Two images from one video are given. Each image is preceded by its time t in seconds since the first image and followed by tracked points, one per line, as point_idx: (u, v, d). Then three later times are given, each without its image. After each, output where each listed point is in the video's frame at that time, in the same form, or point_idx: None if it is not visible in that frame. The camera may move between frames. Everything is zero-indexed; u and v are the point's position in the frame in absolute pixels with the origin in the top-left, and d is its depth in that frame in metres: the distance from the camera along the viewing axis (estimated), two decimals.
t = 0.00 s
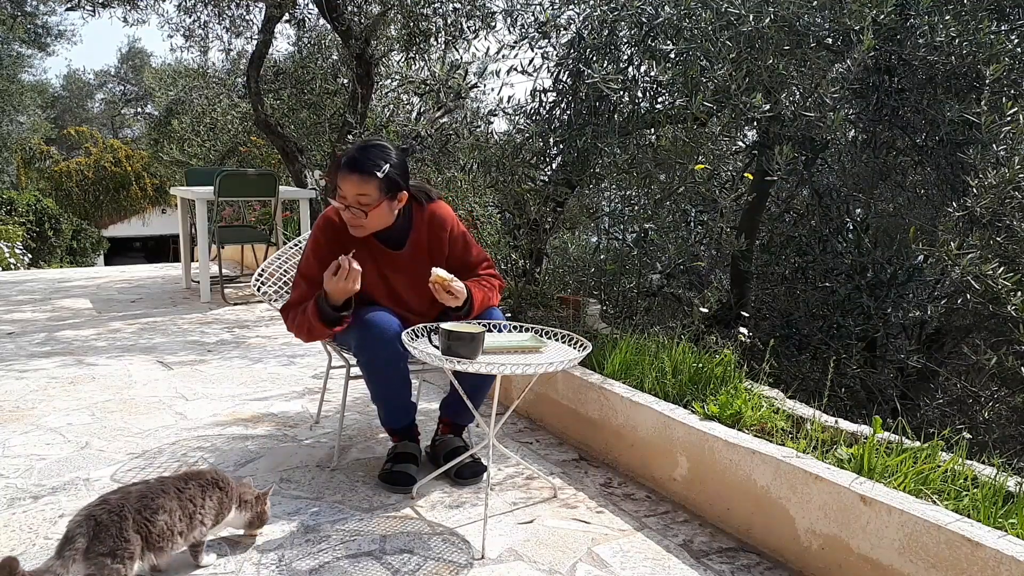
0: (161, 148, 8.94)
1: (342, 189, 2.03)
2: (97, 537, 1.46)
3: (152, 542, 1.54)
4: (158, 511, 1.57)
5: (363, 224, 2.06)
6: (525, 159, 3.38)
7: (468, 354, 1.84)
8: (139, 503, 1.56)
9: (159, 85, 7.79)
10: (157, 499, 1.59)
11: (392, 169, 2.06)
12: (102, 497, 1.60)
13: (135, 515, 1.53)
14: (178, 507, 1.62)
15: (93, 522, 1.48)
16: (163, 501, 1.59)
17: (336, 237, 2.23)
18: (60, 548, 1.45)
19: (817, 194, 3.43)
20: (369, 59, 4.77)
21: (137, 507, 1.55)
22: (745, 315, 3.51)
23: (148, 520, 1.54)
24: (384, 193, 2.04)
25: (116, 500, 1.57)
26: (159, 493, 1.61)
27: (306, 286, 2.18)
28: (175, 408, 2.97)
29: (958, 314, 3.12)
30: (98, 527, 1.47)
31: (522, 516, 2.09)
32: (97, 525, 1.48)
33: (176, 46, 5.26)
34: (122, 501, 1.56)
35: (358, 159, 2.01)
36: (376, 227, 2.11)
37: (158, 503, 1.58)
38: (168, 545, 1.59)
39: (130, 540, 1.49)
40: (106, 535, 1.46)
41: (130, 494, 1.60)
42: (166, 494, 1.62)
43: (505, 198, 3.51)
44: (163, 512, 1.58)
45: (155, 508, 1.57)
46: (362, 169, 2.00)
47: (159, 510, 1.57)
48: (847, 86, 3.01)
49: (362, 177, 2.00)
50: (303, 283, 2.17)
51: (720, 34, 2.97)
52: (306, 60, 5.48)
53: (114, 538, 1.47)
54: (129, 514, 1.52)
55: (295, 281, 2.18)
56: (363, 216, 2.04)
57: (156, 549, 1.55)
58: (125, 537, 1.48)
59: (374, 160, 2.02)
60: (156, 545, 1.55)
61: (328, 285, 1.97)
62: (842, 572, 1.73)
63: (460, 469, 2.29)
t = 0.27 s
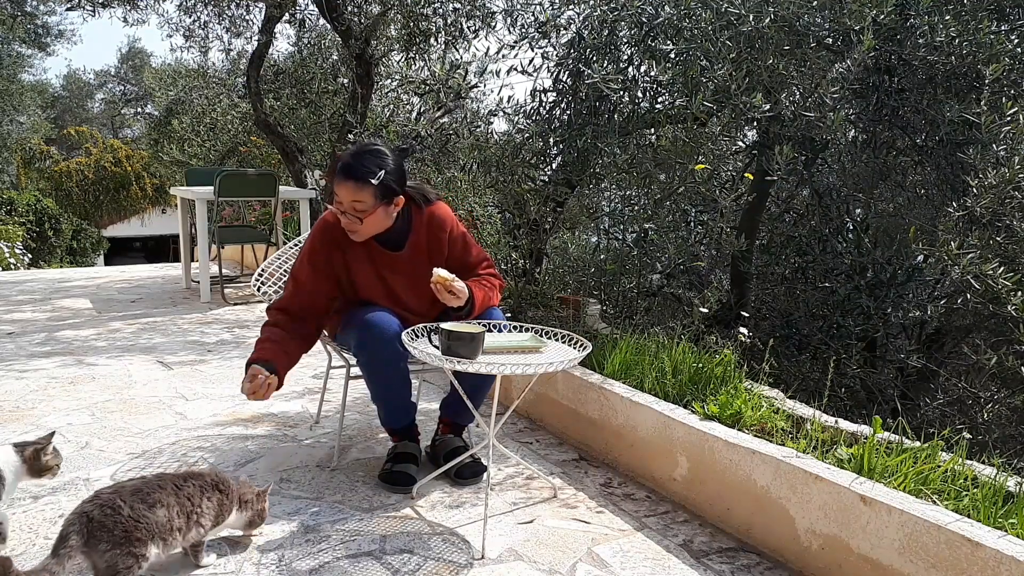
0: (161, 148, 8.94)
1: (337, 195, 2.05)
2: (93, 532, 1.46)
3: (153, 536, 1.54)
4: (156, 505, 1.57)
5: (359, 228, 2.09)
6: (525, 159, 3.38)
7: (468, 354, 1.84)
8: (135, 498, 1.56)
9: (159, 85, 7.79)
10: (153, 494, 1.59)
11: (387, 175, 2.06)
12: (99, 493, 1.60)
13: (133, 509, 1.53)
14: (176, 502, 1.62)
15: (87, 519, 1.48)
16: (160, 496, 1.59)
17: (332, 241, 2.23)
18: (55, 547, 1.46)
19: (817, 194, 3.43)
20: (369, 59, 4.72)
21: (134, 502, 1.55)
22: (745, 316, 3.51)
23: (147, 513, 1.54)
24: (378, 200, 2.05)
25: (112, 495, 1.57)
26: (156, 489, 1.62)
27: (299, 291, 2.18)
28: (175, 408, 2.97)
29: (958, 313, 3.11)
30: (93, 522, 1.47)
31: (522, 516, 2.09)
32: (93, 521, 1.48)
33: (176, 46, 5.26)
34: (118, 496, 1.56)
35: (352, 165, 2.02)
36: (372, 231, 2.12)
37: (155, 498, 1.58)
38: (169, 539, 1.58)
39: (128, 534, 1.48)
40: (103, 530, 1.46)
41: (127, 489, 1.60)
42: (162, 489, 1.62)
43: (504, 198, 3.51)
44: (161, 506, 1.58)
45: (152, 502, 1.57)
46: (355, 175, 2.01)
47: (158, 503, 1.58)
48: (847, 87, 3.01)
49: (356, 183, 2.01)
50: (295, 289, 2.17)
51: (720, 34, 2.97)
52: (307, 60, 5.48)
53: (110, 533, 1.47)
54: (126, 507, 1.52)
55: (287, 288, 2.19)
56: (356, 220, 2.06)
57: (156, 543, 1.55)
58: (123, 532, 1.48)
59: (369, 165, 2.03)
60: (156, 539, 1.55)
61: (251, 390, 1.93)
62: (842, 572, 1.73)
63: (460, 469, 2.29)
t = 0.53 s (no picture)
0: (161, 148, 8.94)
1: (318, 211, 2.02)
2: (103, 536, 1.45)
3: (160, 539, 1.54)
4: (163, 507, 1.57)
5: (341, 240, 2.06)
6: (525, 159, 3.38)
7: (468, 354, 1.84)
8: (142, 500, 1.55)
9: (159, 85, 7.79)
10: (159, 496, 1.59)
11: (366, 186, 2.03)
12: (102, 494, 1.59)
13: (141, 512, 1.52)
14: (181, 505, 1.62)
15: (96, 522, 1.47)
16: (166, 498, 1.59)
17: (321, 250, 2.22)
18: (61, 551, 1.44)
19: (817, 194, 3.43)
20: (368, 59, 4.76)
21: (141, 504, 1.54)
22: (745, 316, 3.51)
23: (155, 516, 1.53)
24: (359, 212, 2.03)
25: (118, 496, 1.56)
26: (161, 490, 1.61)
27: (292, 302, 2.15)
28: (174, 409, 2.97)
29: (958, 313, 3.11)
30: (103, 525, 1.46)
31: (522, 516, 2.09)
32: (102, 524, 1.47)
33: (176, 46, 5.26)
34: (124, 498, 1.55)
35: (329, 180, 1.99)
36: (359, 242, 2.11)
37: (161, 500, 1.58)
38: (173, 542, 1.59)
39: (138, 538, 1.48)
40: (113, 534, 1.46)
41: (131, 490, 1.59)
42: (167, 491, 1.62)
43: (504, 198, 3.51)
44: (167, 509, 1.58)
45: (159, 504, 1.57)
46: (333, 189, 1.98)
47: (164, 506, 1.58)
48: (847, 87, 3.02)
49: (334, 198, 1.98)
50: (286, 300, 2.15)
51: (720, 34, 2.97)
52: (306, 60, 5.47)
53: (120, 537, 1.46)
54: (133, 510, 1.52)
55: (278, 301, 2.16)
56: (340, 233, 2.04)
57: (162, 547, 1.55)
58: (133, 536, 1.48)
59: (347, 178, 2.00)
60: (163, 543, 1.55)
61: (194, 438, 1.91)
62: (841, 572, 1.73)
63: (460, 469, 2.29)
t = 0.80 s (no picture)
0: (161, 148, 8.94)
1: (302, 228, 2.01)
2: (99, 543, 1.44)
3: (156, 543, 1.53)
4: (158, 510, 1.56)
5: (328, 255, 2.06)
6: (525, 159, 3.38)
7: (468, 354, 1.84)
8: (137, 503, 1.55)
9: (160, 85, 7.80)
10: (155, 499, 1.58)
11: (348, 199, 2.02)
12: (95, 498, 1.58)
13: (137, 516, 1.52)
14: (177, 508, 1.61)
15: (90, 529, 1.46)
16: (162, 501, 1.59)
17: (314, 262, 2.20)
18: (54, 556, 1.45)
19: (817, 194, 3.43)
20: (368, 59, 4.70)
21: (136, 508, 1.54)
22: (745, 316, 3.51)
23: (150, 520, 1.53)
24: (343, 226, 2.02)
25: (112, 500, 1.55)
26: (157, 493, 1.61)
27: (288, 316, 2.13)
28: (175, 408, 2.97)
29: (958, 313, 3.13)
30: (97, 532, 1.46)
31: (522, 516, 2.09)
32: (96, 531, 1.46)
33: (176, 46, 5.26)
34: (118, 502, 1.54)
35: (309, 197, 1.98)
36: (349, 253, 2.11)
37: (157, 502, 1.57)
38: (170, 544, 1.59)
39: (132, 543, 1.48)
40: (108, 541, 1.46)
41: (127, 493, 1.58)
42: (163, 494, 1.61)
43: (505, 198, 3.51)
44: (163, 512, 1.57)
45: (154, 507, 1.56)
46: (314, 207, 1.97)
47: (159, 509, 1.57)
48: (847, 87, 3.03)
49: (318, 216, 1.97)
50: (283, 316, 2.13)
51: (720, 34, 2.97)
52: (307, 60, 5.47)
53: (114, 543, 1.46)
54: (128, 515, 1.51)
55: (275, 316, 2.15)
56: (328, 248, 2.04)
57: (160, 550, 1.55)
58: (129, 541, 1.47)
59: (329, 193, 1.98)
60: (160, 546, 1.55)
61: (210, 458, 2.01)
62: (841, 572, 1.73)
63: (460, 469, 2.29)
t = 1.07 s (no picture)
0: (161, 148, 8.94)
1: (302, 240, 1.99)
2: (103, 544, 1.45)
3: (160, 545, 1.54)
4: (165, 513, 1.57)
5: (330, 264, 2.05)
6: (525, 159, 3.38)
7: (468, 354, 1.85)
8: (142, 505, 1.56)
9: (160, 85, 7.80)
10: (160, 501, 1.59)
11: (348, 209, 2.00)
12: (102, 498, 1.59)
13: (141, 518, 1.52)
14: (182, 511, 1.62)
15: (95, 529, 1.47)
16: (169, 504, 1.60)
17: (314, 268, 2.18)
18: (57, 555, 1.44)
19: (817, 194, 3.43)
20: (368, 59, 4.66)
21: (141, 510, 1.54)
22: (745, 316, 3.51)
23: (155, 523, 1.54)
24: (344, 236, 2.01)
25: (118, 501, 1.56)
26: (163, 495, 1.62)
27: (289, 323, 2.11)
28: (174, 408, 2.97)
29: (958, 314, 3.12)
30: (102, 533, 1.46)
31: (522, 516, 2.09)
32: (101, 532, 1.47)
33: (176, 46, 5.26)
34: (123, 503, 1.55)
35: (308, 209, 1.95)
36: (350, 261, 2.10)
37: (162, 505, 1.58)
38: (175, 546, 1.59)
39: (135, 546, 1.49)
40: (112, 542, 1.46)
41: (133, 495, 1.59)
42: (170, 496, 1.62)
43: (504, 198, 3.51)
44: (168, 515, 1.58)
45: (159, 509, 1.57)
46: (314, 219, 1.94)
47: (166, 512, 1.58)
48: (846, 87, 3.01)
49: (318, 228, 1.95)
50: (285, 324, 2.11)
51: (720, 34, 2.98)
52: (307, 60, 5.47)
53: (118, 545, 1.47)
54: (134, 516, 1.52)
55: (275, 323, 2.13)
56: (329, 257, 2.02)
57: (163, 553, 1.55)
58: (132, 543, 1.48)
59: (327, 204, 1.96)
60: (164, 550, 1.55)
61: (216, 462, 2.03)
62: (841, 572, 1.73)
63: (460, 469, 2.29)
